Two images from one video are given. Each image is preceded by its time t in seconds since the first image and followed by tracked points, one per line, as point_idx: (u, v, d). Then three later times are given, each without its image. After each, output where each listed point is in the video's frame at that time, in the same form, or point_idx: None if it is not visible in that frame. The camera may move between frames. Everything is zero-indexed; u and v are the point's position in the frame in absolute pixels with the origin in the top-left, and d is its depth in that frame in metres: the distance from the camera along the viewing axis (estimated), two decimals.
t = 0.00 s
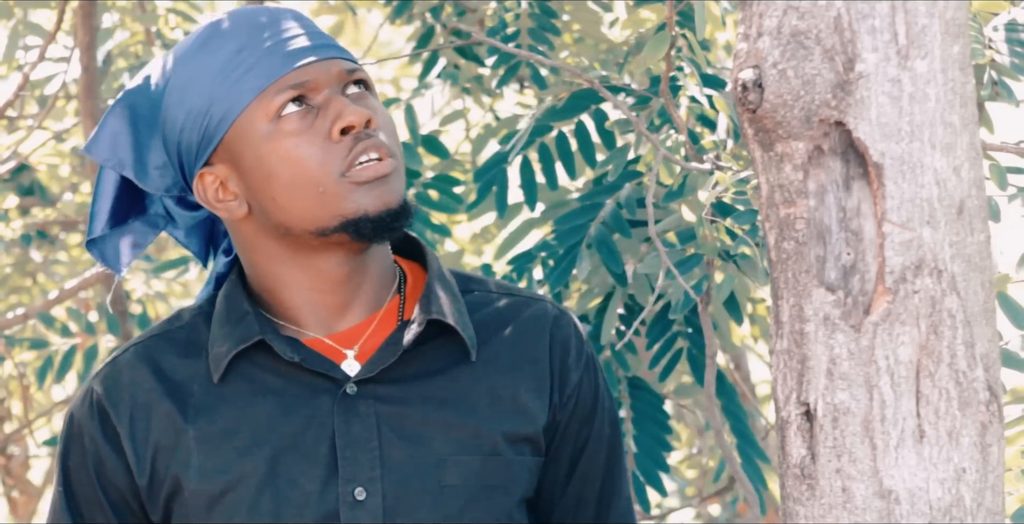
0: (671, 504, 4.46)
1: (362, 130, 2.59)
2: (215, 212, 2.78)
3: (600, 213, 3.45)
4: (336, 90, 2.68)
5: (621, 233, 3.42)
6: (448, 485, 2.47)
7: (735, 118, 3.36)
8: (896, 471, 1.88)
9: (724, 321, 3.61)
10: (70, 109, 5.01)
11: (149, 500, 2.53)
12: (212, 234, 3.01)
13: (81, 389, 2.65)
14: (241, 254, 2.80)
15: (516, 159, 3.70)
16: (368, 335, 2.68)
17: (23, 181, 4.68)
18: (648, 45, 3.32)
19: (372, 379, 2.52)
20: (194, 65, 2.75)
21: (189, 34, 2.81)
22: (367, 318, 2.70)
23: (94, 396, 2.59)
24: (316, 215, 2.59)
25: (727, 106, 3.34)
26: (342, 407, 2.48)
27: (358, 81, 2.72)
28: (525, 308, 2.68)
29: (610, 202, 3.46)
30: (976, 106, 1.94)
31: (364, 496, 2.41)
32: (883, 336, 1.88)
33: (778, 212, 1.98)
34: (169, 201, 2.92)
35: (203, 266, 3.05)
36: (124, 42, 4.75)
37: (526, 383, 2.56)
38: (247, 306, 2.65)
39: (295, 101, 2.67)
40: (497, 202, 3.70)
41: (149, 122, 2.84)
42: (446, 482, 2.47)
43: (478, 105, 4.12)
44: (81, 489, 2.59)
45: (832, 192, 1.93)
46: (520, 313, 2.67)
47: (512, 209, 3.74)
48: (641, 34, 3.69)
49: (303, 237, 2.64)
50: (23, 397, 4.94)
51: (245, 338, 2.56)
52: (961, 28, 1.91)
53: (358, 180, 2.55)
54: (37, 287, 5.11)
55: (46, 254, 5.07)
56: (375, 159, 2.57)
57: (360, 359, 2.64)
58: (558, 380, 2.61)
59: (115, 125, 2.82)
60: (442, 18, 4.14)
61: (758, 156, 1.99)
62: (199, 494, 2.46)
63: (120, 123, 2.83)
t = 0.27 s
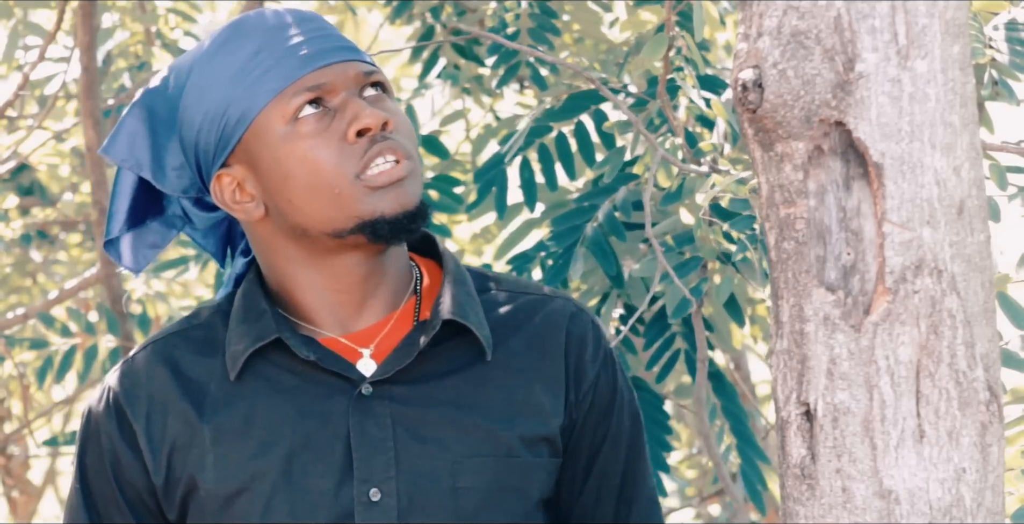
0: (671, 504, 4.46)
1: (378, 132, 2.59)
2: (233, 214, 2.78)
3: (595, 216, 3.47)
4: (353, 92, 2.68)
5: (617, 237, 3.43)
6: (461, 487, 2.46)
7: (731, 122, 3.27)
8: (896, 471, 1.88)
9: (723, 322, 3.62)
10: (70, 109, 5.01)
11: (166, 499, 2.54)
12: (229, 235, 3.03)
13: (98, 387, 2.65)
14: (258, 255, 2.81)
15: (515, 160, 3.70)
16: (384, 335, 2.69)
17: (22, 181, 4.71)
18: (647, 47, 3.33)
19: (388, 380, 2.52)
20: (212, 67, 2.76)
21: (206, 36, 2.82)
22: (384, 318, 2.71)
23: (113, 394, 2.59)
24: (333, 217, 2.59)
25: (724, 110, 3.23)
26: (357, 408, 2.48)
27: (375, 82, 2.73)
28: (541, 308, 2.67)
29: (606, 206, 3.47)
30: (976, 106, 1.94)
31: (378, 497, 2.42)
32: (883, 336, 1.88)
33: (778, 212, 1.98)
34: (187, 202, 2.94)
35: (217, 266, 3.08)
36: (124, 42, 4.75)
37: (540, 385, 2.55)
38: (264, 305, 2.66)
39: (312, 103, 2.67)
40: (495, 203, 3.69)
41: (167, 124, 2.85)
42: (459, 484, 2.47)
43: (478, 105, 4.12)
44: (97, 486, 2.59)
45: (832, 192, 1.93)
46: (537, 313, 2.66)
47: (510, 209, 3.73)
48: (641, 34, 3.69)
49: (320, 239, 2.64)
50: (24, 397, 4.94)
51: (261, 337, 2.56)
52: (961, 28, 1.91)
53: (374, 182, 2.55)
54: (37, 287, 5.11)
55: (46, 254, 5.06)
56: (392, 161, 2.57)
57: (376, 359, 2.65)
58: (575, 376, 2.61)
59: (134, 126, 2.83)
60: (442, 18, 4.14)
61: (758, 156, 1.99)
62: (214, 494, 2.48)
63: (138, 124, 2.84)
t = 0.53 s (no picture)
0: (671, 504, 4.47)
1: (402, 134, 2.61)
2: (254, 219, 2.82)
3: (592, 217, 3.46)
4: (374, 96, 2.72)
5: (614, 240, 3.42)
6: (468, 473, 2.59)
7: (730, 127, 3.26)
8: (896, 471, 1.88)
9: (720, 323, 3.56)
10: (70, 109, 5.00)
11: (177, 495, 2.61)
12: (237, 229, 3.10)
13: (107, 385, 2.73)
14: (276, 257, 2.86)
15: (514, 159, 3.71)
16: (397, 333, 2.76)
17: (23, 181, 4.64)
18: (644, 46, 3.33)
19: (400, 373, 2.64)
20: (231, 71, 2.78)
21: (223, 41, 2.84)
22: (398, 317, 2.78)
23: (127, 392, 2.68)
24: (360, 220, 2.62)
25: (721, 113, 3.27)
26: (371, 399, 2.59)
27: (394, 84, 2.76)
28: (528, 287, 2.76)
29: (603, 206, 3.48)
30: (976, 106, 1.94)
31: (394, 486, 2.51)
32: (883, 336, 1.88)
33: (778, 212, 1.98)
34: (198, 202, 3.00)
35: (223, 259, 3.16)
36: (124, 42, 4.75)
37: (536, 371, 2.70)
38: (275, 302, 2.77)
39: (334, 108, 2.71)
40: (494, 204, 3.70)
41: (181, 126, 2.87)
42: (466, 470, 2.59)
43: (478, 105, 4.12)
44: (108, 481, 2.65)
45: (832, 192, 1.93)
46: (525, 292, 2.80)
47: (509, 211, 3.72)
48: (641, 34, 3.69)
49: (343, 243, 2.69)
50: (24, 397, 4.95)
51: (274, 334, 2.68)
52: (961, 28, 1.91)
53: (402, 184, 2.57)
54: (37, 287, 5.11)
55: (46, 253, 5.06)
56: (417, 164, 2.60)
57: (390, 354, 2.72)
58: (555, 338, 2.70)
59: (146, 129, 2.87)
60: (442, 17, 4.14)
61: (758, 156, 1.99)
62: (228, 490, 2.55)
63: (150, 126, 2.87)
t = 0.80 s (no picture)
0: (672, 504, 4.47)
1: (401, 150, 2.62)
2: (243, 218, 2.81)
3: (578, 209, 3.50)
4: (373, 107, 2.72)
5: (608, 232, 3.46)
6: (441, 452, 2.55)
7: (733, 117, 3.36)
8: (896, 471, 1.88)
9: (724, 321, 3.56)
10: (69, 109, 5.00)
11: (157, 495, 2.61)
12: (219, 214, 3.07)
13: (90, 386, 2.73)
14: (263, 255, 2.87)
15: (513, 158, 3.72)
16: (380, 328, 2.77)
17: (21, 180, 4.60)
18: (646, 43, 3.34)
19: (374, 361, 2.63)
20: (232, 73, 2.78)
21: (224, 38, 2.83)
22: (380, 312, 2.79)
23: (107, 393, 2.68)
24: (352, 231, 2.63)
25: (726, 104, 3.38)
26: (343, 388, 2.58)
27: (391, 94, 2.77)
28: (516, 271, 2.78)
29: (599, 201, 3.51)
30: (976, 106, 1.94)
31: (368, 472, 2.49)
32: (883, 336, 1.88)
33: (778, 212, 1.98)
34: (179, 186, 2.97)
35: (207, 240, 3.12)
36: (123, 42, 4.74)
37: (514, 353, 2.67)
38: (254, 298, 2.77)
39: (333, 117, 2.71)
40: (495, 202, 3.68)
41: (173, 116, 2.86)
42: (439, 449, 2.55)
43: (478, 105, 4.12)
44: (87, 482, 2.66)
45: (832, 192, 1.94)
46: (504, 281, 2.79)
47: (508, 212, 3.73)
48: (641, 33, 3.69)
49: (333, 248, 2.70)
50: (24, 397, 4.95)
51: (248, 328, 2.67)
52: (961, 28, 1.91)
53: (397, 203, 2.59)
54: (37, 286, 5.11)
55: (46, 253, 5.05)
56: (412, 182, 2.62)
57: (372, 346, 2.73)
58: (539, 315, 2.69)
59: (139, 114, 2.85)
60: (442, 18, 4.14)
61: (758, 156, 1.99)
62: (206, 488, 2.55)
63: (142, 111, 2.85)
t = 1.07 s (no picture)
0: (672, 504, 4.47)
1: (393, 147, 2.63)
2: (235, 214, 2.82)
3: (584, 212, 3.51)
4: (367, 103, 2.72)
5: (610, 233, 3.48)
6: (443, 453, 2.55)
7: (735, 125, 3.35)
8: (896, 471, 1.88)
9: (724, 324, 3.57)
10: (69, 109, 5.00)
11: (156, 498, 2.61)
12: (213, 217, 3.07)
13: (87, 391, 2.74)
14: (256, 252, 2.86)
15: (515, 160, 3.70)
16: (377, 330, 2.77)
17: (22, 181, 4.58)
18: (647, 46, 3.34)
19: (373, 362, 2.63)
20: (226, 67, 2.78)
21: (218, 33, 2.82)
22: (375, 313, 2.78)
23: (102, 397, 2.68)
24: (343, 229, 2.64)
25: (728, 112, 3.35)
26: (344, 388, 2.57)
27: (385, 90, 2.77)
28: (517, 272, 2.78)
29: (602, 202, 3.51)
30: (976, 106, 1.94)
31: (370, 473, 2.50)
32: (883, 336, 1.88)
33: (778, 211, 1.98)
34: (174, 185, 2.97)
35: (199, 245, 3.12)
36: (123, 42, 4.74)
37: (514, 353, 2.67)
38: (250, 300, 2.77)
39: (326, 112, 2.71)
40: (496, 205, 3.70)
41: (167, 112, 2.86)
42: (441, 450, 2.55)
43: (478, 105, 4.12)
44: (85, 487, 2.67)
45: (832, 192, 1.94)
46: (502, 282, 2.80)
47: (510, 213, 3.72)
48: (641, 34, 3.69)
49: (325, 246, 2.70)
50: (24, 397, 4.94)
51: (246, 330, 2.67)
52: (961, 28, 1.91)
53: (388, 201, 2.60)
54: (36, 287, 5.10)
55: (45, 253, 5.05)
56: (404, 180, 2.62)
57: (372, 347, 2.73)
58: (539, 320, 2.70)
59: (132, 111, 2.85)
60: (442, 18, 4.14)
61: (758, 156, 1.99)
62: (206, 490, 2.55)
63: (135, 108, 2.85)
